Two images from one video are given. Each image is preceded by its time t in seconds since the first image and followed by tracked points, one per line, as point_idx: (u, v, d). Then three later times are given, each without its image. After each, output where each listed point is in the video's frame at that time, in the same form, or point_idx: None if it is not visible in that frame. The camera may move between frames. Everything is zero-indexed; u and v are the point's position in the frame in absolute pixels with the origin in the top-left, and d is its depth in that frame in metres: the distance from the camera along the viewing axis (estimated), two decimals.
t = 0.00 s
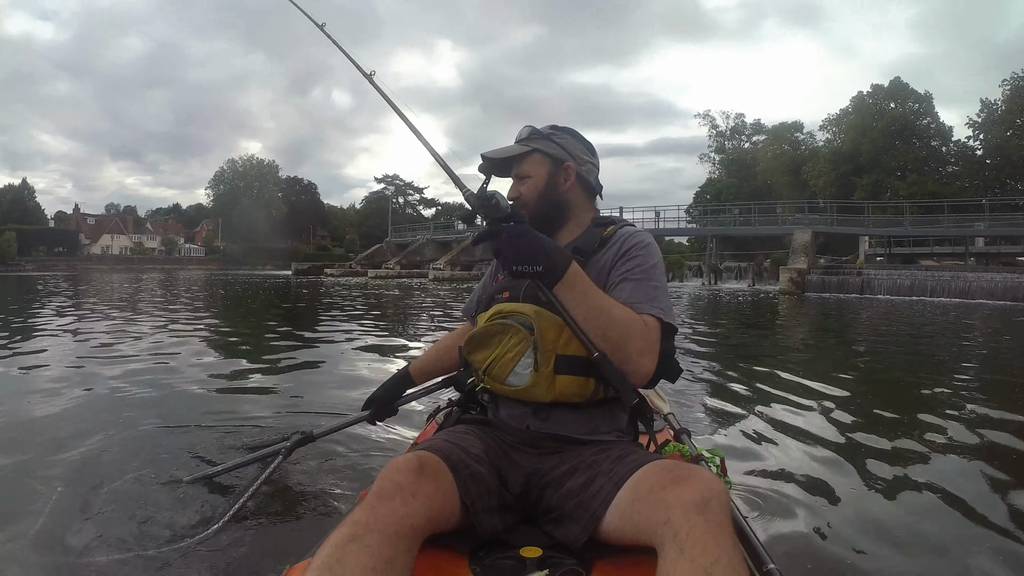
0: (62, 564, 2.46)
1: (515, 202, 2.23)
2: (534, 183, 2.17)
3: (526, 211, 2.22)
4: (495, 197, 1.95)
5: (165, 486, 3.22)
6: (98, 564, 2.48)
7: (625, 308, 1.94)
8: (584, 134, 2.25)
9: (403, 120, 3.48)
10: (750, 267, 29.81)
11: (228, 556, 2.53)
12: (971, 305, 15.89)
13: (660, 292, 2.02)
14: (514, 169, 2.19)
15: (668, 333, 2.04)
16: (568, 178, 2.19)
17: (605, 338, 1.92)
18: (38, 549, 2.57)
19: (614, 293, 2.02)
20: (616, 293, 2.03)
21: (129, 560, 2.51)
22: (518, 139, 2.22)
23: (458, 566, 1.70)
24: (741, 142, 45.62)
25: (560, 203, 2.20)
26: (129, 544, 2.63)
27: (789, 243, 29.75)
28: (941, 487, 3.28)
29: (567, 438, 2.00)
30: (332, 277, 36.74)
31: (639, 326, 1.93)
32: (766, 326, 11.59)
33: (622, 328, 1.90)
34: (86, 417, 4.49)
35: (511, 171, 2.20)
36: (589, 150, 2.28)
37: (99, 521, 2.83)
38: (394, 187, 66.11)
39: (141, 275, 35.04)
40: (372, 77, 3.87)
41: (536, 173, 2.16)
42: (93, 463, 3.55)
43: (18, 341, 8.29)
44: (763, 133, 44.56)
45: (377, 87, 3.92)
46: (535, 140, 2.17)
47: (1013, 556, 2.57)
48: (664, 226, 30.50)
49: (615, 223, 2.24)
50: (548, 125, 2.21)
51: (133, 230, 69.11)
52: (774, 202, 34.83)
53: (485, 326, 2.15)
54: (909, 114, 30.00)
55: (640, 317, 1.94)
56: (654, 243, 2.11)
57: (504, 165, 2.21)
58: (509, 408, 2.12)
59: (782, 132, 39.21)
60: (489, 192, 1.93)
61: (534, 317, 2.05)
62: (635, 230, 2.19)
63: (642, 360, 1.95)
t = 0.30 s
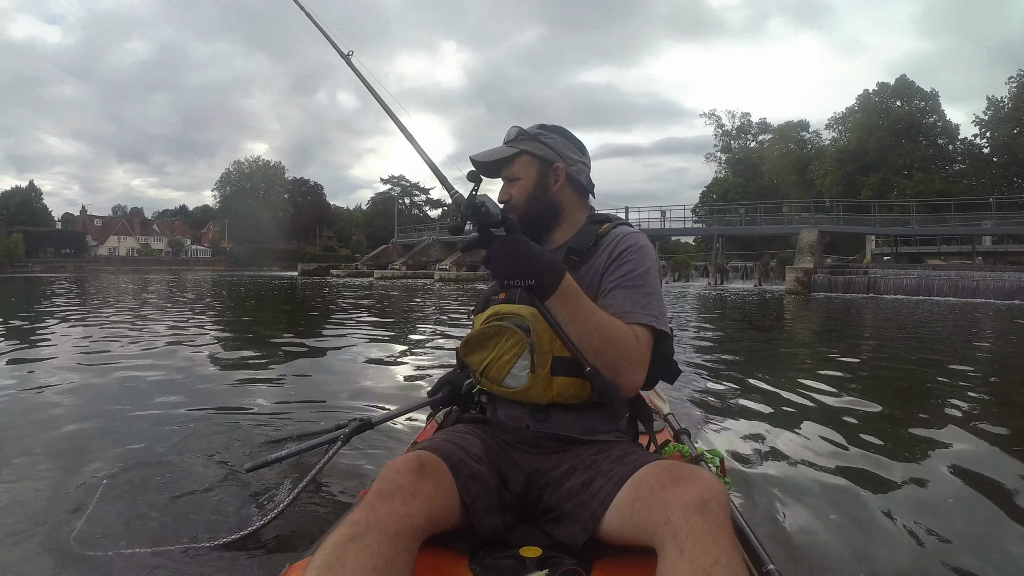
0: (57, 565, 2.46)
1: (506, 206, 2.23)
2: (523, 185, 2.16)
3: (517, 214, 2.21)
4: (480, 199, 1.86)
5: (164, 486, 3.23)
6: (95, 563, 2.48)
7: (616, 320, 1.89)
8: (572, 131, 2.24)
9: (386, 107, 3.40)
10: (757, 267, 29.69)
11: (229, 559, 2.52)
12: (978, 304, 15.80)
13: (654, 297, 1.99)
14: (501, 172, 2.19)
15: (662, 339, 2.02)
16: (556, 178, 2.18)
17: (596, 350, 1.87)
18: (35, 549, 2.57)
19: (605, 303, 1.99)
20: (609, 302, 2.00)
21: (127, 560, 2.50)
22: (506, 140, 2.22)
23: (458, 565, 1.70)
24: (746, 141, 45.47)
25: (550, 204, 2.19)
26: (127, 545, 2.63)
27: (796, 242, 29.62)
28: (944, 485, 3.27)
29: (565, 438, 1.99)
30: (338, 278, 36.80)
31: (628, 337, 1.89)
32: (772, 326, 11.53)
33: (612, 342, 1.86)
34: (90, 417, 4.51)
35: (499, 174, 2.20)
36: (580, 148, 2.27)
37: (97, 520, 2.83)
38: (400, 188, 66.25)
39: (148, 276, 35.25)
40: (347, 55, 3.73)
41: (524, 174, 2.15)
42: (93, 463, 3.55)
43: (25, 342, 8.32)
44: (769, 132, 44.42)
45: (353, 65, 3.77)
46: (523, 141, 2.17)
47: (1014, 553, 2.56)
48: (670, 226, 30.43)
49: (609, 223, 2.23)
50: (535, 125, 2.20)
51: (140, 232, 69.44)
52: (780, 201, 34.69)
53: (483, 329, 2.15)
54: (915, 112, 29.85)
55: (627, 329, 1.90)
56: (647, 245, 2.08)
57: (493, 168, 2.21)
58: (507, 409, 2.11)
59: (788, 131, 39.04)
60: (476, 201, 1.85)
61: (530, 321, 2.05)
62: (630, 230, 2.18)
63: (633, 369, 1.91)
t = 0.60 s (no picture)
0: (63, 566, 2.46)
1: (503, 209, 2.24)
2: (517, 190, 2.17)
3: (513, 218, 2.22)
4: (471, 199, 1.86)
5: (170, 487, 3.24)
6: (100, 565, 2.48)
7: (605, 319, 1.88)
8: (566, 131, 2.22)
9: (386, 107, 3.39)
10: (764, 267, 29.57)
11: (232, 559, 2.52)
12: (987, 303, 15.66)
13: (647, 293, 1.98)
14: (496, 177, 2.19)
15: (656, 335, 2.01)
16: (550, 181, 2.17)
17: (584, 348, 1.88)
18: (39, 551, 2.57)
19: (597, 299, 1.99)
20: (603, 300, 1.99)
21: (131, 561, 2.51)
22: (500, 143, 2.21)
23: (458, 564, 1.69)
24: (754, 140, 45.25)
25: (544, 207, 2.18)
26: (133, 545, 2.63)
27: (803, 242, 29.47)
28: (950, 486, 3.25)
29: (564, 437, 1.99)
30: (344, 278, 36.92)
31: (618, 336, 1.88)
32: (779, 326, 11.46)
33: (601, 341, 1.86)
34: (96, 417, 4.53)
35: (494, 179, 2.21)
36: (574, 148, 2.25)
37: (103, 521, 2.84)
38: (407, 188, 66.34)
39: (157, 276, 35.47)
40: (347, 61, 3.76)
41: (518, 179, 2.16)
42: (100, 463, 3.57)
43: (34, 343, 8.38)
44: (777, 131, 44.21)
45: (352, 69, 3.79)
46: (516, 146, 2.16)
47: (1019, 554, 2.54)
48: (677, 226, 30.35)
49: (607, 221, 2.22)
50: (528, 127, 2.18)
51: (148, 233, 69.81)
52: (787, 201, 34.52)
53: (481, 324, 2.15)
54: (923, 110, 29.66)
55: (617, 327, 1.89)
56: (644, 243, 2.07)
57: (488, 172, 2.22)
58: (506, 407, 2.11)
59: (795, 130, 38.84)
60: (465, 199, 1.84)
61: (526, 317, 2.05)
62: (627, 229, 2.16)
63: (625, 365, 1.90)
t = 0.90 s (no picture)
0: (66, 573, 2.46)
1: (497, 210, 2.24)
2: (509, 192, 2.17)
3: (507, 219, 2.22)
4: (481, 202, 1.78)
5: (175, 493, 3.24)
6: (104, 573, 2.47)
7: (614, 323, 1.89)
8: (557, 132, 2.21)
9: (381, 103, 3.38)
10: (769, 262, 29.48)
11: (236, 560, 2.55)
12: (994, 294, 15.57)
13: (651, 295, 1.99)
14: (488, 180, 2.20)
15: (661, 335, 2.03)
16: (541, 183, 2.16)
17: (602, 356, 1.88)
18: (42, 559, 2.57)
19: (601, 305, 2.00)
20: (607, 304, 2.00)
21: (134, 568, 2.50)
22: (492, 146, 2.21)
23: (458, 565, 1.70)
24: (757, 135, 45.13)
25: (536, 208, 2.17)
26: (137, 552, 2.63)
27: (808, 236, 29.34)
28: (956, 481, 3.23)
29: (564, 437, 1.99)
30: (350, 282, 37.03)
31: (628, 342, 1.89)
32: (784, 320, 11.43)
33: (616, 347, 1.87)
34: (102, 425, 4.55)
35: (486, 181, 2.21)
36: (566, 149, 2.24)
37: (107, 528, 2.84)
38: (411, 191, 66.44)
39: (163, 284, 35.66)
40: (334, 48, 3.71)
41: (510, 181, 2.16)
42: (104, 470, 3.57)
43: (42, 352, 8.45)
44: (780, 125, 44.07)
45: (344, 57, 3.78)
46: (507, 149, 2.15)
47: None
48: (681, 223, 30.27)
49: (606, 222, 2.22)
50: (519, 130, 2.18)
51: (154, 241, 70.19)
52: (791, 195, 34.38)
53: (482, 326, 2.15)
54: (925, 101, 29.54)
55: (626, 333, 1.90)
56: (644, 244, 2.07)
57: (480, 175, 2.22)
58: (506, 409, 2.11)
59: (798, 124, 38.74)
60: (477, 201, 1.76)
61: (529, 318, 2.04)
62: (623, 232, 2.17)
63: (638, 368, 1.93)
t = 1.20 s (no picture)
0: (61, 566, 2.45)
1: (503, 207, 2.24)
2: (517, 187, 2.17)
3: (513, 216, 2.22)
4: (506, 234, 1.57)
5: (170, 486, 3.24)
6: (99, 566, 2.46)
7: (629, 336, 1.88)
8: (567, 131, 2.22)
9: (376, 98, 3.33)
10: (774, 267, 29.38)
11: (224, 553, 2.58)
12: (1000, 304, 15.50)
13: (662, 305, 2.00)
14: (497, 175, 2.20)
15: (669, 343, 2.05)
16: (549, 180, 2.16)
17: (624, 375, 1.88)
18: (36, 550, 2.55)
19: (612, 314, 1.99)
20: (618, 313, 2.00)
21: (128, 564, 2.48)
22: (502, 142, 2.22)
23: (458, 565, 1.69)
24: (765, 140, 44.98)
25: (543, 205, 2.18)
26: (133, 545, 2.62)
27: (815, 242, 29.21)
28: (956, 489, 3.22)
29: (566, 438, 1.99)
30: (354, 278, 37.08)
31: (642, 354, 1.88)
32: (788, 326, 11.39)
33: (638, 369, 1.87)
34: (101, 416, 4.55)
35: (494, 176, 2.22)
36: (575, 148, 2.24)
37: (101, 522, 2.82)
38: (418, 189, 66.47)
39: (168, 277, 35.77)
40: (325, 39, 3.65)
41: (518, 176, 2.16)
42: (100, 462, 3.55)
43: (46, 342, 8.48)
44: (788, 131, 43.92)
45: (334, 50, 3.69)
46: (517, 145, 2.17)
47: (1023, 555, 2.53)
48: (687, 226, 30.20)
49: (614, 227, 2.22)
50: (531, 127, 2.20)
51: (160, 233, 70.43)
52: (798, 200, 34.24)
53: (486, 329, 2.13)
54: (935, 109, 29.39)
55: (640, 347, 1.89)
56: (653, 251, 2.08)
57: (489, 169, 2.23)
58: (509, 410, 2.10)
59: (806, 129, 38.60)
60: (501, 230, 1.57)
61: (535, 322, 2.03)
62: (631, 239, 2.17)
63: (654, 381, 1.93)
